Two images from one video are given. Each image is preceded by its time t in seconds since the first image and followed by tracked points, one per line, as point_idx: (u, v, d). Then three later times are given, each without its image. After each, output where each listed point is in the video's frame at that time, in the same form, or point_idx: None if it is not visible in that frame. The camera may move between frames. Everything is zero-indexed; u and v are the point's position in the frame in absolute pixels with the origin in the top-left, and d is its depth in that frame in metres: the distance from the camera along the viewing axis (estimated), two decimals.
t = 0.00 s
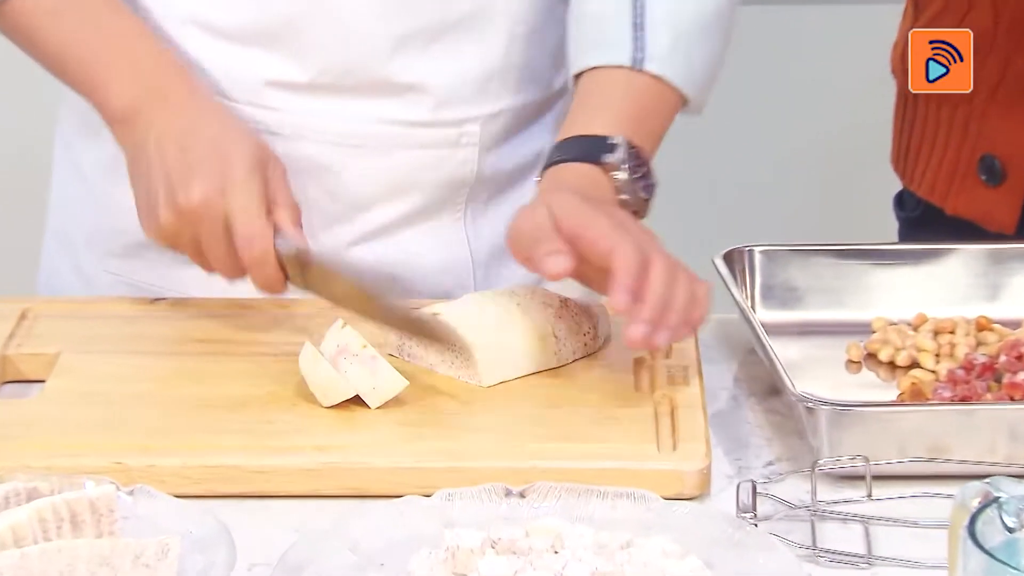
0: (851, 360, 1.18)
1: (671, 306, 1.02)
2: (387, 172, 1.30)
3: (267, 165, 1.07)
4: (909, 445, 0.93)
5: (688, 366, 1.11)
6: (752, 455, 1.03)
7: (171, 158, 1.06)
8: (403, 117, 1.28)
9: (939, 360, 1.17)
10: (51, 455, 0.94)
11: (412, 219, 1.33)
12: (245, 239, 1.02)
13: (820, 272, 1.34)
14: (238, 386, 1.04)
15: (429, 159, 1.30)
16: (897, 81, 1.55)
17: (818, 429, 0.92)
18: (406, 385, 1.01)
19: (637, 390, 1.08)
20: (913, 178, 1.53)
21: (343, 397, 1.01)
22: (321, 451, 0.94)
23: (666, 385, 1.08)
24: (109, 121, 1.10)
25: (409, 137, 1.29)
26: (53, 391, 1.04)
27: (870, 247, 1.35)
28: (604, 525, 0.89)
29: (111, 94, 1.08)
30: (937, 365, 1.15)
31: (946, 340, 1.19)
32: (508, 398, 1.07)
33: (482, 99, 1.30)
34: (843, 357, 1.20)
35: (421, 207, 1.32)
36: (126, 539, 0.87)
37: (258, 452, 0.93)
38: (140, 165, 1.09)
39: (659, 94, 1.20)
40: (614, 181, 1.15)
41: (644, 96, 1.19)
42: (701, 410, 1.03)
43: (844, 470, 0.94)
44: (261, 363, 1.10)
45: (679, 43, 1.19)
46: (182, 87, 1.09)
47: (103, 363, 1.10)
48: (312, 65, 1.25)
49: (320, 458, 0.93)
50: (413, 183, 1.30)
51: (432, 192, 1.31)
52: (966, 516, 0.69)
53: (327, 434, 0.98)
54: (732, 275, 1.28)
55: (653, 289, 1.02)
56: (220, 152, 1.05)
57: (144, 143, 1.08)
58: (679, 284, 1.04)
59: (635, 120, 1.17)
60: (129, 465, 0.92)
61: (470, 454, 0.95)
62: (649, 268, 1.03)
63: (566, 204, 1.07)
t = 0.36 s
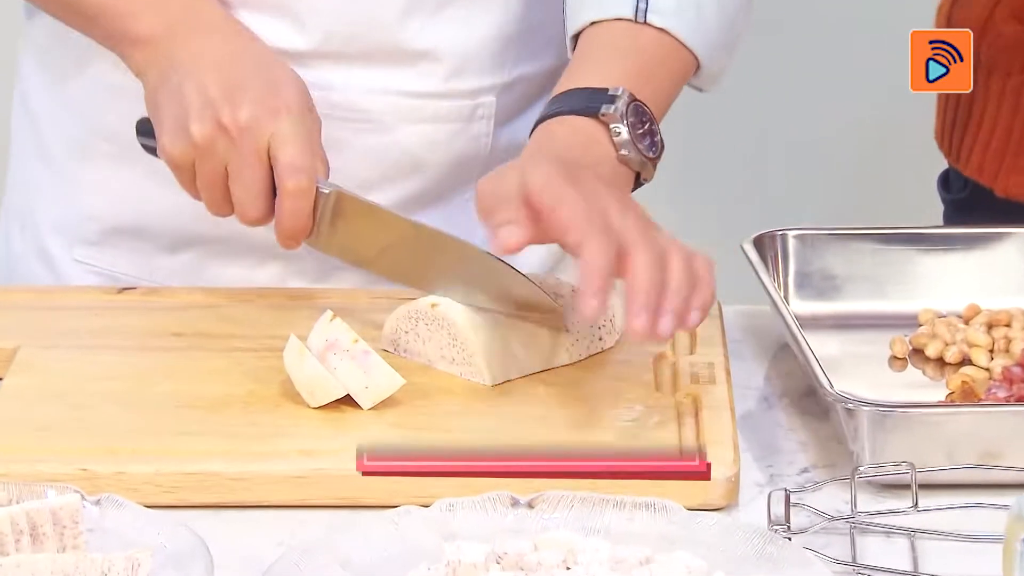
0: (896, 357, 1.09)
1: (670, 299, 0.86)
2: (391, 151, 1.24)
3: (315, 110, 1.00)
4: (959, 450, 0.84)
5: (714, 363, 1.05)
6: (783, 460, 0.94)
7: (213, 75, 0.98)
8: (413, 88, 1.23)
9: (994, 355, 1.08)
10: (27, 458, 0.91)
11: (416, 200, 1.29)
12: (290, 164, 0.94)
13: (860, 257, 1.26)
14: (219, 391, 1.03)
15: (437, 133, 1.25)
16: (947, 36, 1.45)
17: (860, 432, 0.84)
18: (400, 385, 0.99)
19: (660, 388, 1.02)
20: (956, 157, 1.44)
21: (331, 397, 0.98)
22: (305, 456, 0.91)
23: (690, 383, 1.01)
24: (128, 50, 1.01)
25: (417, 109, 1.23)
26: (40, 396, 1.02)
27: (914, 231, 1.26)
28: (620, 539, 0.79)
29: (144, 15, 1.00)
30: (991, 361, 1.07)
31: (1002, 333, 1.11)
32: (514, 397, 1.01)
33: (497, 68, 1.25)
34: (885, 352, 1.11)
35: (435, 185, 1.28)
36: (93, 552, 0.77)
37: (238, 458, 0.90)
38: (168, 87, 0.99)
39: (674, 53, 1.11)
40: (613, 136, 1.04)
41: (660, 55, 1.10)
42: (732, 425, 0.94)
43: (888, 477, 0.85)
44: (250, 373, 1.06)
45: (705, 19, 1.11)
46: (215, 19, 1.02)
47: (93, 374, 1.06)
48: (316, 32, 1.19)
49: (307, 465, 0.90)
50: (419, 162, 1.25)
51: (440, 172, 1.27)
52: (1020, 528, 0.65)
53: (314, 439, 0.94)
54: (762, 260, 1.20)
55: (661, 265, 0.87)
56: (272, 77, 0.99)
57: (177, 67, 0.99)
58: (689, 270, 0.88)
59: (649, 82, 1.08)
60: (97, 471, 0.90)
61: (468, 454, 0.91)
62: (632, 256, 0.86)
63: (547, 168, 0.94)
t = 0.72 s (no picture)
0: (911, 348, 1.08)
1: (568, 369, 0.84)
2: (398, 140, 1.24)
3: (338, 51, 0.97)
4: (976, 444, 0.83)
5: (726, 355, 1.04)
6: (796, 453, 0.93)
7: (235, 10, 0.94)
8: (421, 77, 1.22)
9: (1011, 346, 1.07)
10: (29, 450, 0.91)
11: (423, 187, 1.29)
12: (307, 114, 0.92)
13: (875, 247, 1.24)
14: (224, 382, 1.02)
15: (444, 122, 1.24)
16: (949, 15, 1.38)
17: (874, 424, 0.82)
18: (406, 376, 0.99)
19: (671, 380, 1.01)
20: (969, 146, 1.43)
21: (337, 389, 0.97)
22: (311, 449, 0.90)
23: (702, 375, 1.00)
24: None
25: (425, 97, 1.23)
26: (43, 388, 1.01)
27: (930, 221, 1.24)
28: (630, 532, 0.78)
29: None
30: (1009, 354, 1.06)
31: (1019, 325, 1.09)
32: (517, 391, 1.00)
33: (508, 57, 1.25)
34: (900, 343, 1.10)
35: (444, 171, 1.28)
36: (93, 544, 0.76)
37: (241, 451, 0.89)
38: (189, 20, 0.97)
39: (672, 43, 1.04)
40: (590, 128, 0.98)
41: (656, 43, 1.03)
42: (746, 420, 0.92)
43: (902, 471, 0.83)
44: (257, 364, 1.05)
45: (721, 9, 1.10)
46: None
47: (96, 364, 1.05)
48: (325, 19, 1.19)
49: (312, 458, 0.89)
50: (426, 151, 1.26)
51: (451, 159, 1.27)
52: None
53: (321, 432, 0.94)
54: (775, 249, 1.19)
55: (556, 336, 0.84)
56: (295, 16, 0.95)
57: None
58: (590, 336, 0.85)
59: (643, 69, 1.02)
60: (100, 463, 0.89)
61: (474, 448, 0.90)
62: (528, 318, 0.84)
63: (470, 205, 0.89)
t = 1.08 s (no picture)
0: (909, 347, 1.08)
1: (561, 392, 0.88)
2: (411, 143, 1.24)
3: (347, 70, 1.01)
4: (975, 442, 0.83)
5: (724, 353, 1.04)
6: (794, 451, 0.93)
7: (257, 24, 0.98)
8: (431, 80, 1.22)
9: (1008, 344, 1.07)
10: (27, 448, 0.90)
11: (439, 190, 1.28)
12: (320, 131, 0.97)
13: (873, 246, 1.24)
14: (224, 381, 1.02)
15: (461, 125, 1.24)
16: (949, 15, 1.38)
17: (872, 422, 0.82)
18: (405, 374, 0.98)
19: (669, 377, 1.01)
20: (965, 146, 1.43)
21: (336, 387, 0.97)
22: (310, 447, 0.90)
23: (700, 373, 1.00)
24: None
25: (442, 101, 1.23)
26: (41, 387, 1.00)
27: (929, 219, 1.24)
28: (629, 531, 0.78)
29: None
30: (1006, 352, 1.06)
31: (1018, 323, 1.09)
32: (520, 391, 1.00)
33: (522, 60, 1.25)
34: (898, 341, 1.10)
35: (456, 175, 1.28)
36: (91, 542, 0.76)
37: (240, 449, 0.89)
38: (204, 26, 0.99)
39: (676, 64, 1.04)
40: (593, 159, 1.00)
41: (661, 64, 1.03)
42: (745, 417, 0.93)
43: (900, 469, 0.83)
44: (257, 363, 1.05)
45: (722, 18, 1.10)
46: None
47: (96, 362, 1.05)
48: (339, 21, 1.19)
49: (310, 456, 0.89)
50: (446, 155, 1.26)
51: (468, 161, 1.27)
52: None
53: (320, 431, 0.93)
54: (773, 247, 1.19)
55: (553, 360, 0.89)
56: (309, 33, 1.00)
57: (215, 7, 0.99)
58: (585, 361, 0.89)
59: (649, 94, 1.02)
60: (98, 462, 0.89)
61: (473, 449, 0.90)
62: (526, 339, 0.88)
63: (482, 227, 0.94)
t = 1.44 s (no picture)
0: (906, 346, 1.08)
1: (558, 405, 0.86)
2: (414, 142, 1.25)
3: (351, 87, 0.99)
4: (970, 441, 0.83)
5: (721, 352, 1.03)
6: (791, 451, 0.93)
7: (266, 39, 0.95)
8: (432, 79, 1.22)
9: (1005, 343, 1.07)
10: (24, 448, 0.90)
11: (441, 190, 1.28)
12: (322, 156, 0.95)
13: (869, 245, 1.24)
14: (220, 380, 1.02)
15: (467, 124, 1.25)
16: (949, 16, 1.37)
17: (868, 421, 0.82)
18: (402, 373, 0.98)
19: (665, 377, 1.01)
20: (965, 144, 1.43)
21: (332, 386, 0.97)
22: (307, 447, 0.90)
23: (696, 372, 1.00)
24: None
25: (449, 99, 1.23)
26: (37, 387, 1.00)
27: (926, 218, 1.24)
28: (626, 531, 0.78)
29: None
30: (1003, 351, 1.06)
31: (1014, 322, 1.09)
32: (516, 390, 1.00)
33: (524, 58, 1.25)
34: (894, 340, 1.10)
35: (462, 174, 1.28)
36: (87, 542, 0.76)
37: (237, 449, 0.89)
38: (207, 40, 0.96)
39: (673, 84, 1.02)
40: (587, 196, 0.99)
41: (657, 89, 1.01)
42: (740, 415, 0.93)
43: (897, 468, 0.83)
44: (254, 362, 1.05)
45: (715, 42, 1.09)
46: None
47: (93, 361, 1.05)
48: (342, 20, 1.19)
49: (307, 456, 0.89)
50: (449, 152, 1.26)
51: (471, 159, 1.27)
52: None
53: (317, 430, 0.93)
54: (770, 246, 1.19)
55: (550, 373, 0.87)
56: (315, 49, 0.97)
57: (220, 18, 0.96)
58: (580, 369, 0.88)
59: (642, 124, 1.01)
60: (95, 462, 0.89)
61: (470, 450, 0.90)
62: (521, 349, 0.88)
63: (478, 247, 0.93)
